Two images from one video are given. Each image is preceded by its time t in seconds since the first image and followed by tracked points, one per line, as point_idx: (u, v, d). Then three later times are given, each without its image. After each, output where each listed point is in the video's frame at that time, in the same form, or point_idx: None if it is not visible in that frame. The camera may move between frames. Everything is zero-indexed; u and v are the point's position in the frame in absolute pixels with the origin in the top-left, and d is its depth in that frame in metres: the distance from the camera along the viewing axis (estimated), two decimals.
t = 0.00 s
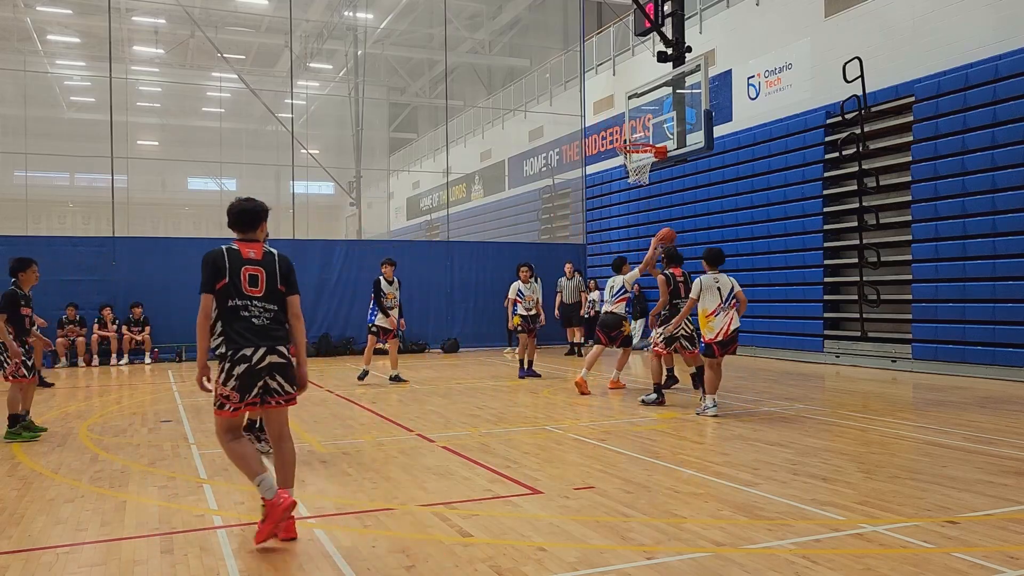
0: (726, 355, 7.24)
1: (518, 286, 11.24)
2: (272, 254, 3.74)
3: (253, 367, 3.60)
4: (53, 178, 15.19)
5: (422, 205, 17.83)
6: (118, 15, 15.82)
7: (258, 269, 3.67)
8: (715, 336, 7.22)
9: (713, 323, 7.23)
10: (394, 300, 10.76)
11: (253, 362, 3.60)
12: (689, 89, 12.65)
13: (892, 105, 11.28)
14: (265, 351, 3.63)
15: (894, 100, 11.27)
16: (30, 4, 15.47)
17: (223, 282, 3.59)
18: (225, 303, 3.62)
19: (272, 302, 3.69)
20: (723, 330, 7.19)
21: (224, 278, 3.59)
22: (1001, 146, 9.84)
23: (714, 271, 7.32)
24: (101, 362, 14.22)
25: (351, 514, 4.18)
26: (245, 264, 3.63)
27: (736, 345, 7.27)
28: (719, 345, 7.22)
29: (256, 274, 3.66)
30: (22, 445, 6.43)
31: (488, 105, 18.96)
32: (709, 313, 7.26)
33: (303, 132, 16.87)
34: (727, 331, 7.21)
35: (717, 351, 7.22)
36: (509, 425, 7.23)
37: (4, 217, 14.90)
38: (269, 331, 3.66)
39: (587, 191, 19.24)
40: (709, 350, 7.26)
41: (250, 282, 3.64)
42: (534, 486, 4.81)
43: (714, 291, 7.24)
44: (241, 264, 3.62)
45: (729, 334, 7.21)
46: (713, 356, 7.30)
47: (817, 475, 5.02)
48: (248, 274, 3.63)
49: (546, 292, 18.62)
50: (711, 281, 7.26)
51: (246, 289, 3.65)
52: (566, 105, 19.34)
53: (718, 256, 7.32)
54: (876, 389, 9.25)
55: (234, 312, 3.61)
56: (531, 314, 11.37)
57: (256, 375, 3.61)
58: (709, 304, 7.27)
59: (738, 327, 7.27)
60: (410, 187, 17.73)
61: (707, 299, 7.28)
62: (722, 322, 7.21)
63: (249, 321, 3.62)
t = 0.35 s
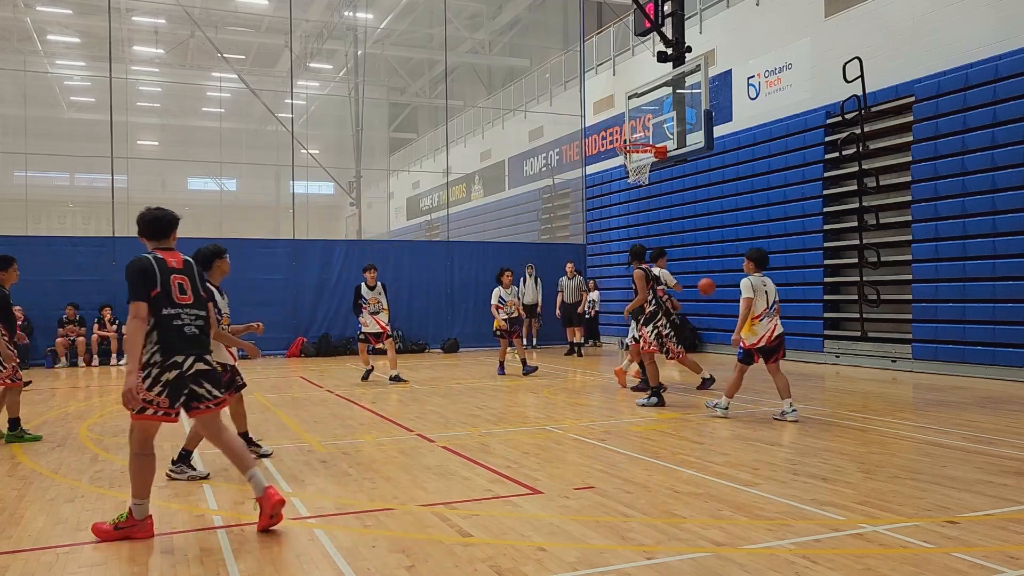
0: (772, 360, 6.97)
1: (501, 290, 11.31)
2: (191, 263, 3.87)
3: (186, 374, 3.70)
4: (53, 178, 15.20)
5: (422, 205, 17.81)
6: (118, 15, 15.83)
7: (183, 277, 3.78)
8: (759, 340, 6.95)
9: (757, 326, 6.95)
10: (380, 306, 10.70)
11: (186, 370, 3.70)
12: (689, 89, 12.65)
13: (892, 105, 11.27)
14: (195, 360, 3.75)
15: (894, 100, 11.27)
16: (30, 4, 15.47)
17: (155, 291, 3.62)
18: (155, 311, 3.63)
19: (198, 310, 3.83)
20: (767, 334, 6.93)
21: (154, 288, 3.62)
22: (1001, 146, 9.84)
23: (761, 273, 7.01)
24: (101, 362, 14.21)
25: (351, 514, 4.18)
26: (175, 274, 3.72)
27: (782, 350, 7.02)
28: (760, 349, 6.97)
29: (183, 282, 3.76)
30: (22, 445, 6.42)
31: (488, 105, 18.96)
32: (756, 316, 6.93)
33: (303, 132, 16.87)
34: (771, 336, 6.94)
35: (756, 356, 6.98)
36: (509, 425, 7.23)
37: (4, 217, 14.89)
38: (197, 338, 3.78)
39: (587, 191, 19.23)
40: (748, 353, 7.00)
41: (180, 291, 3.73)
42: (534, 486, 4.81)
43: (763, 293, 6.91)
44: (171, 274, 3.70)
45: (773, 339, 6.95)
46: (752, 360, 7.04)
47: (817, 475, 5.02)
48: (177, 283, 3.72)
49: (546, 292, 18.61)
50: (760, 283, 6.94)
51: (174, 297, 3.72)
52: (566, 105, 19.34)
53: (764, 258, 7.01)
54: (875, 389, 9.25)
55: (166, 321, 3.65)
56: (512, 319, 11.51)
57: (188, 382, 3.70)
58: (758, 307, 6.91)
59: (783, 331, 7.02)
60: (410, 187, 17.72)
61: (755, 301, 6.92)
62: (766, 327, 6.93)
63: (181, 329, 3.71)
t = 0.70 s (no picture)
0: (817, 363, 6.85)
1: (480, 288, 11.43)
2: (93, 259, 3.89)
3: (103, 371, 3.77)
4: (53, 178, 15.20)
5: (422, 205, 17.79)
6: (118, 15, 15.83)
7: (91, 275, 3.81)
8: (811, 342, 6.75)
9: (807, 330, 6.76)
10: (346, 301, 10.71)
11: (102, 366, 3.77)
12: (689, 89, 12.65)
13: (892, 106, 11.28)
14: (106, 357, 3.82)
15: (894, 100, 11.27)
16: (30, 4, 15.46)
17: (66, 291, 3.64)
18: (67, 311, 3.66)
19: (104, 309, 3.87)
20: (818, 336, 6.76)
21: (65, 288, 3.65)
22: (1001, 146, 9.84)
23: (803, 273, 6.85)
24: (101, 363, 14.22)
25: (351, 514, 4.18)
26: (84, 273, 3.75)
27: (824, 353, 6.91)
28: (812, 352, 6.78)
29: (91, 281, 3.80)
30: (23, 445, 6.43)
31: (488, 105, 18.96)
32: (806, 319, 6.74)
33: (303, 132, 16.86)
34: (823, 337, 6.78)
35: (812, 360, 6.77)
36: (509, 425, 7.23)
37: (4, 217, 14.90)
38: (105, 335, 3.85)
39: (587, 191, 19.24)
40: (801, 358, 6.79)
41: (88, 289, 3.77)
42: (535, 486, 4.81)
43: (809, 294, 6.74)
44: (79, 273, 3.73)
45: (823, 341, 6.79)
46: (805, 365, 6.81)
47: (817, 475, 5.01)
48: (85, 281, 3.76)
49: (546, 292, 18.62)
50: (806, 284, 6.75)
51: (83, 296, 3.75)
52: (566, 105, 19.34)
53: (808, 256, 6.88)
54: (876, 389, 9.26)
55: (78, 320, 3.70)
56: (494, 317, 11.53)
57: (105, 378, 3.78)
58: (806, 309, 6.75)
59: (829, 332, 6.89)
60: (410, 188, 17.70)
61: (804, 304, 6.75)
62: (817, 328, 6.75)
63: (93, 327, 3.76)
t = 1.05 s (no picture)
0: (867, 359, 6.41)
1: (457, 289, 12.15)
2: None
3: None
4: (53, 178, 15.19)
5: (422, 205, 17.78)
6: (118, 15, 15.84)
7: None
8: (857, 338, 6.34)
9: (852, 324, 6.38)
10: (295, 314, 10.55)
11: None
12: (689, 89, 12.65)
13: (892, 106, 11.28)
14: None
15: (895, 100, 11.27)
16: (30, 4, 15.46)
17: None
18: None
19: None
20: (864, 330, 6.36)
21: None
22: (1001, 146, 9.84)
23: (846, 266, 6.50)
24: (101, 363, 14.24)
25: (351, 514, 4.18)
26: None
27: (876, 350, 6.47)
28: (859, 349, 6.37)
29: None
30: (23, 445, 6.43)
31: (488, 105, 18.95)
32: (850, 311, 6.38)
33: (303, 132, 16.86)
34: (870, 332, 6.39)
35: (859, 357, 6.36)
36: (509, 425, 7.23)
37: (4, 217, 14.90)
38: None
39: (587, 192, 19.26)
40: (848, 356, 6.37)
41: None
42: (534, 486, 4.81)
43: (853, 286, 6.37)
44: None
45: (870, 336, 6.39)
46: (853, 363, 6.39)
47: (817, 475, 5.02)
48: None
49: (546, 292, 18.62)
50: (849, 276, 6.39)
51: None
52: (566, 105, 19.35)
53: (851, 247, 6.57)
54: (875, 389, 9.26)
55: None
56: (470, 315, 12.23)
57: None
58: (851, 301, 6.38)
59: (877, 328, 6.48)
60: (410, 188, 17.68)
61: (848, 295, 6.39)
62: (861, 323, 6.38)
63: None
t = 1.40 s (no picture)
0: (924, 361, 6.10)
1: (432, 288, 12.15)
2: None
3: None
4: (53, 178, 15.18)
5: (422, 205, 17.79)
6: (118, 15, 15.84)
7: None
8: (909, 339, 6.07)
9: (904, 325, 6.10)
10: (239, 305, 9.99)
11: None
12: (689, 89, 12.65)
13: (892, 105, 11.28)
14: None
15: (894, 100, 11.27)
16: (30, 4, 15.47)
17: None
18: None
19: None
20: (919, 331, 6.07)
21: None
22: (1001, 146, 9.84)
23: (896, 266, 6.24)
24: (101, 362, 14.24)
25: (351, 514, 4.18)
26: None
27: (935, 350, 6.16)
28: (912, 351, 6.10)
29: None
30: (23, 445, 6.42)
31: (488, 105, 18.94)
32: (902, 313, 6.10)
33: (303, 132, 16.86)
34: (925, 332, 6.09)
35: (912, 359, 6.08)
36: (509, 425, 7.22)
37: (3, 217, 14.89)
38: None
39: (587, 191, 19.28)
40: (899, 358, 6.12)
41: None
42: (534, 486, 4.81)
43: (903, 286, 6.10)
44: None
45: (925, 337, 6.08)
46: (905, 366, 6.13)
47: (817, 475, 5.01)
48: None
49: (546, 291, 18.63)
50: (899, 276, 6.13)
51: None
52: (566, 105, 19.37)
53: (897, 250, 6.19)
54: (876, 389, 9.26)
55: None
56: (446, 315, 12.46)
57: None
58: (902, 301, 6.10)
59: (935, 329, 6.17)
60: (410, 187, 17.68)
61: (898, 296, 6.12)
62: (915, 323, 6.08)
63: None
